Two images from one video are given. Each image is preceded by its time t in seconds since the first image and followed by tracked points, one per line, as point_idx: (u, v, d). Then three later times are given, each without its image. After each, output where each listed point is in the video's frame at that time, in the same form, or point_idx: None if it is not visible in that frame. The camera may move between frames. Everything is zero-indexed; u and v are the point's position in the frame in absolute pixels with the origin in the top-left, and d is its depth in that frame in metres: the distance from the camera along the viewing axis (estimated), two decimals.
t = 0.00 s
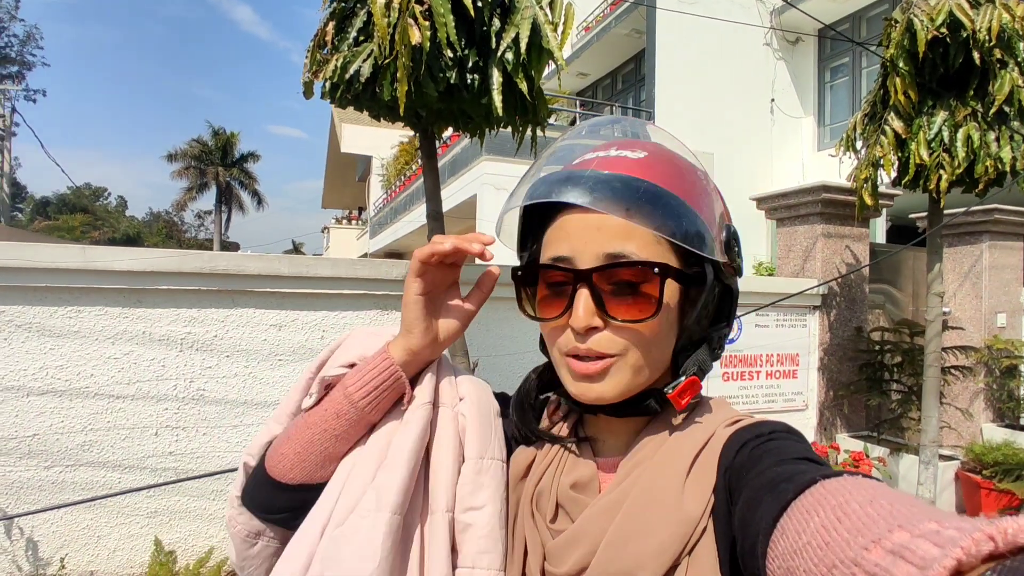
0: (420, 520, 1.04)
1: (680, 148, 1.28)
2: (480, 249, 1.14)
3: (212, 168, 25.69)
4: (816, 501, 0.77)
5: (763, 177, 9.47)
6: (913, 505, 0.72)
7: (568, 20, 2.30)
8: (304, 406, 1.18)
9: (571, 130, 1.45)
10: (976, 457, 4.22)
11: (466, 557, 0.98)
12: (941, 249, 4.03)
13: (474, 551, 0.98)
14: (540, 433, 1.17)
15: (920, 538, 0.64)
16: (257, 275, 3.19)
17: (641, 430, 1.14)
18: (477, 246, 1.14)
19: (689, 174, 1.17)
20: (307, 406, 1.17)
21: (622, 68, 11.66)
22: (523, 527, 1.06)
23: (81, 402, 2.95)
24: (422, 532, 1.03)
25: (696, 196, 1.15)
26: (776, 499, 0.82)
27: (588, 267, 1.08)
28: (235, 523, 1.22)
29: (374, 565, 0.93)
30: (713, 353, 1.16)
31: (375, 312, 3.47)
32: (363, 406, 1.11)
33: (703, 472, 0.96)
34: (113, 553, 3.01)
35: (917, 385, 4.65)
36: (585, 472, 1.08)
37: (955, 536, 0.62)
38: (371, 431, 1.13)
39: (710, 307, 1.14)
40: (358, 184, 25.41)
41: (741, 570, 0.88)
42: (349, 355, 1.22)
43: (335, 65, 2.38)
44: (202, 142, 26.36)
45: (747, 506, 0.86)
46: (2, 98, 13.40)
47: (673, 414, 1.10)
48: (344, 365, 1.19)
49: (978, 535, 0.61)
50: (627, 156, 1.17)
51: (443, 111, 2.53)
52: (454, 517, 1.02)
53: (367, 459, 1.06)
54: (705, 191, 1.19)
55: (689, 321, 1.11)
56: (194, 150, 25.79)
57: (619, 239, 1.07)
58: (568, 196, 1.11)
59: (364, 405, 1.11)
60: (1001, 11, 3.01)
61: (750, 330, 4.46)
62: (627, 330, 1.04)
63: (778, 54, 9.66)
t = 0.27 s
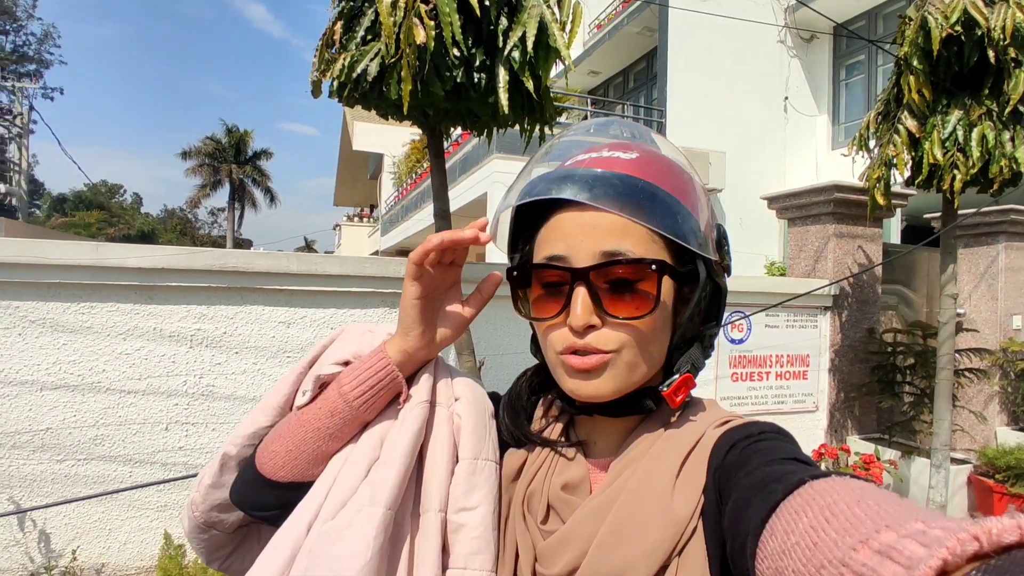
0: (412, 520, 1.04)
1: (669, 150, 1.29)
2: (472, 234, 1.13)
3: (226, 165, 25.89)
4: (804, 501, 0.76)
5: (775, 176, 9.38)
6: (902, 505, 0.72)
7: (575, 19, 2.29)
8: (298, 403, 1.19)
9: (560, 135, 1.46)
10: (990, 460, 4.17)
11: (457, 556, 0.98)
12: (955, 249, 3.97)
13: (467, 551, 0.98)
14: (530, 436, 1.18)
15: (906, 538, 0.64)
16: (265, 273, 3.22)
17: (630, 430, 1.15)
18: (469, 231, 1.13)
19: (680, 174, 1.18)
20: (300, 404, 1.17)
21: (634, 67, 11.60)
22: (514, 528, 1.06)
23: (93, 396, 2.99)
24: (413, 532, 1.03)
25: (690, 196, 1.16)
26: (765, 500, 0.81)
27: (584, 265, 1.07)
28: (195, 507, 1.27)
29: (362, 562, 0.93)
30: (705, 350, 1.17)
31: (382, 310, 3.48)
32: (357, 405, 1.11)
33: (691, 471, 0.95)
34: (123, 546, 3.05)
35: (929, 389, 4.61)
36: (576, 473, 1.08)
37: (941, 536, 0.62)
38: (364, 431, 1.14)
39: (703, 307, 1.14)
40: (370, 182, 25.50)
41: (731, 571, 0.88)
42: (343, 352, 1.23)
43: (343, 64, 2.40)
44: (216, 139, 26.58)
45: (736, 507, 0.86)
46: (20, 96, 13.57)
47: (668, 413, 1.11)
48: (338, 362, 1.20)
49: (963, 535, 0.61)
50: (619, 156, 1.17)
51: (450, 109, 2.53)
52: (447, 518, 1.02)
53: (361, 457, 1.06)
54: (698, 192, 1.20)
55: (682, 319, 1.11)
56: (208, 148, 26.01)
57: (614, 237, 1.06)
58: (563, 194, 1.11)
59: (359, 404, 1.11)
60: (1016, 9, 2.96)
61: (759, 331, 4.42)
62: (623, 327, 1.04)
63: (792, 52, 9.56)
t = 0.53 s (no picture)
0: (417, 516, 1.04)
1: (666, 147, 1.29)
2: (478, 244, 1.07)
3: (234, 164, 26.02)
4: (809, 501, 0.76)
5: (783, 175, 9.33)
6: (907, 506, 0.71)
7: (582, 17, 2.28)
8: (300, 396, 1.19)
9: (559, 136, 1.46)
10: (999, 462, 4.14)
11: (461, 553, 0.98)
12: (965, 249, 3.93)
13: (472, 548, 0.98)
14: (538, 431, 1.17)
15: (912, 540, 0.64)
16: (272, 271, 3.23)
17: (636, 428, 1.14)
18: (475, 241, 1.07)
19: (677, 171, 1.17)
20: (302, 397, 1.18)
21: (641, 65, 11.57)
22: (518, 526, 1.06)
23: (102, 393, 3.02)
24: (417, 527, 1.04)
25: (687, 192, 1.14)
26: (769, 500, 0.81)
27: (581, 264, 1.07)
28: (208, 505, 1.27)
29: (364, 559, 0.93)
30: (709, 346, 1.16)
31: (389, 308, 3.49)
32: (361, 401, 1.11)
33: (695, 470, 0.95)
34: (131, 542, 3.07)
35: (938, 389, 4.47)
36: (580, 472, 1.08)
37: (947, 537, 0.62)
38: (368, 425, 1.14)
39: (705, 303, 1.13)
40: (377, 181, 25.55)
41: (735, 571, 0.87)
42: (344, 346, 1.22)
43: (349, 63, 2.40)
44: (224, 138, 26.73)
45: (740, 506, 0.86)
46: (31, 95, 13.68)
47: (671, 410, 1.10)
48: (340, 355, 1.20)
49: (969, 537, 0.61)
50: (614, 156, 1.16)
51: (456, 108, 2.53)
52: (452, 515, 1.02)
53: (364, 452, 1.07)
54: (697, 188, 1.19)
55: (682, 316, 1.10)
56: (217, 147, 26.15)
57: (611, 237, 1.06)
58: (559, 196, 1.11)
59: (362, 400, 1.12)
60: None
61: (766, 331, 4.40)
62: (621, 326, 1.04)
63: (800, 50, 9.50)
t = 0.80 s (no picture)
0: (420, 519, 1.04)
1: (666, 147, 1.28)
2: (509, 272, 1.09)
3: (237, 163, 26.07)
4: (814, 504, 0.75)
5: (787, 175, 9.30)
6: (913, 509, 0.71)
7: (584, 16, 2.28)
8: (303, 397, 1.19)
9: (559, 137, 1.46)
10: (1004, 463, 4.12)
11: (464, 555, 0.98)
12: (970, 249, 3.90)
13: (474, 552, 0.98)
14: (544, 431, 1.16)
15: (917, 544, 0.63)
16: (275, 270, 3.23)
17: (640, 431, 1.14)
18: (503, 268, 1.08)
19: (676, 171, 1.16)
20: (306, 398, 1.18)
21: (644, 64, 11.55)
22: (521, 527, 1.06)
23: (104, 392, 3.02)
24: (420, 530, 1.03)
25: (686, 192, 1.14)
26: (773, 503, 0.80)
27: (580, 268, 1.06)
28: (208, 504, 1.26)
29: (367, 564, 0.92)
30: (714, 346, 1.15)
31: (391, 308, 3.49)
32: (363, 402, 1.11)
33: (699, 472, 0.94)
34: (134, 541, 3.08)
35: (944, 389, 4.46)
36: (584, 473, 1.08)
37: (953, 542, 0.61)
38: (370, 427, 1.14)
39: (706, 302, 1.12)
40: (380, 181, 25.56)
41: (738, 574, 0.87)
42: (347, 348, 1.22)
43: (351, 62, 2.40)
44: (228, 138, 26.81)
45: (745, 509, 0.85)
46: (36, 95, 13.72)
47: (675, 412, 1.10)
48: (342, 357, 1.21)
49: (975, 541, 0.60)
50: (612, 158, 1.16)
51: (458, 107, 2.53)
52: (456, 518, 1.01)
53: (365, 456, 1.06)
54: (697, 186, 1.17)
55: (682, 317, 1.10)
56: (220, 147, 26.21)
57: (609, 240, 1.05)
58: (556, 199, 1.10)
59: (365, 402, 1.11)
60: None
61: (770, 330, 4.39)
62: (621, 329, 1.03)
63: (804, 49, 9.47)
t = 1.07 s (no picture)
0: (423, 520, 1.04)
1: (669, 146, 1.27)
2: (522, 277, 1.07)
3: (238, 163, 26.08)
4: (818, 504, 0.75)
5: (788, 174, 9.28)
6: (916, 508, 0.71)
7: (585, 15, 2.27)
8: (305, 397, 1.19)
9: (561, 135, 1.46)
10: (1006, 463, 4.11)
11: (467, 555, 0.98)
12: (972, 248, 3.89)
13: (478, 551, 0.97)
14: (546, 430, 1.17)
15: (921, 543, 0.63)
16: (276, 270, 3.23)
17: (642, 430, 1.13)
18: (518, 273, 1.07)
19: (679, 170, 1.16)
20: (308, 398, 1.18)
21: (646, 64, 11.54)
22: (524, 526, 1.05)
23: (106, 392, 3.03)
24: (423, 531, 1.03)
25: (689, 191, 1.13)
26: (777, 502, 0.80)
27: (582, 268, 1.06)
28: (210, 505, 1.25)
29: (369, 565, 0.92)
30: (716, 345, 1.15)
31: (392, 307, 3.48)
32: (365, 401, 1.12)
33: (702, 471, 0.94)
34: (135, 540, 3.08)
35: (945, 389, 4.42)
36: (587, 472, 1.08)
37: (957, 541, 0.61)
38: (372, 427, 1.14)
39: (710, 301, 1.12)
40: (382, 181, 25.57)
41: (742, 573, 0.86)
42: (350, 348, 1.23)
43: (352, 61, 2.40)
44: (230, 138, 26.84)
45: (748, 507, 0.85)
46: (38, 96, 13.73)
47: (677, 411, 1.10)
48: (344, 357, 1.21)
49: (980, 541, 0.60)
50: (614, 157, 1.15)
51: (459, 107, 2.53)
52: (459, 518, 1.01)
53: (368, 457, 1.06)
54: (701, 185, 1.17)
55: (685, 316, 1.09)
56: (222, 147, 26.24)
57: (611, 240, 1.05)
58: (557, 200, 1.10)
59: (368, 401, 1.12)
60: None
61: (771, 330, 4.38)
62: (624, 330, 1.03)
63: (806, 49, 9.46)
